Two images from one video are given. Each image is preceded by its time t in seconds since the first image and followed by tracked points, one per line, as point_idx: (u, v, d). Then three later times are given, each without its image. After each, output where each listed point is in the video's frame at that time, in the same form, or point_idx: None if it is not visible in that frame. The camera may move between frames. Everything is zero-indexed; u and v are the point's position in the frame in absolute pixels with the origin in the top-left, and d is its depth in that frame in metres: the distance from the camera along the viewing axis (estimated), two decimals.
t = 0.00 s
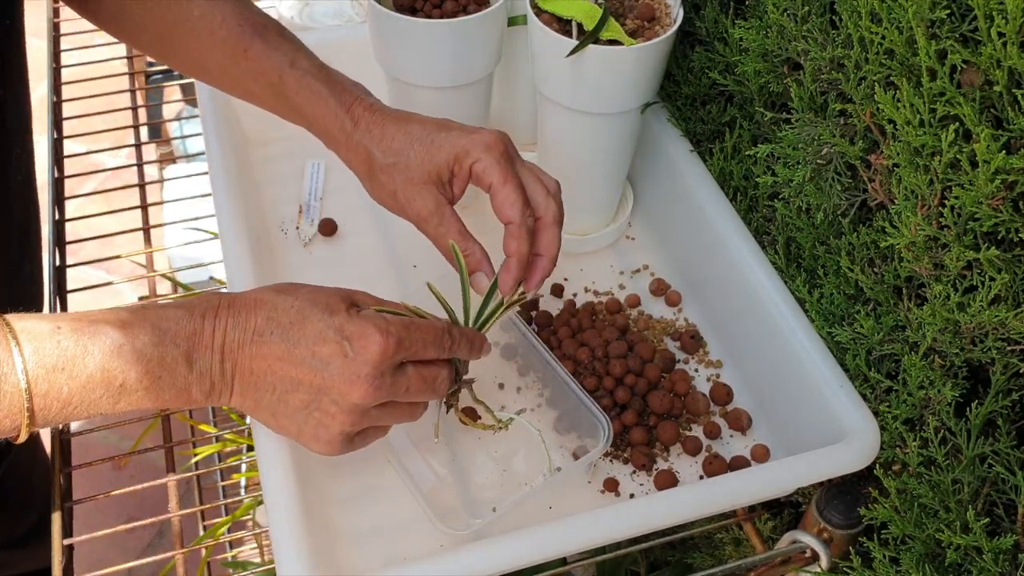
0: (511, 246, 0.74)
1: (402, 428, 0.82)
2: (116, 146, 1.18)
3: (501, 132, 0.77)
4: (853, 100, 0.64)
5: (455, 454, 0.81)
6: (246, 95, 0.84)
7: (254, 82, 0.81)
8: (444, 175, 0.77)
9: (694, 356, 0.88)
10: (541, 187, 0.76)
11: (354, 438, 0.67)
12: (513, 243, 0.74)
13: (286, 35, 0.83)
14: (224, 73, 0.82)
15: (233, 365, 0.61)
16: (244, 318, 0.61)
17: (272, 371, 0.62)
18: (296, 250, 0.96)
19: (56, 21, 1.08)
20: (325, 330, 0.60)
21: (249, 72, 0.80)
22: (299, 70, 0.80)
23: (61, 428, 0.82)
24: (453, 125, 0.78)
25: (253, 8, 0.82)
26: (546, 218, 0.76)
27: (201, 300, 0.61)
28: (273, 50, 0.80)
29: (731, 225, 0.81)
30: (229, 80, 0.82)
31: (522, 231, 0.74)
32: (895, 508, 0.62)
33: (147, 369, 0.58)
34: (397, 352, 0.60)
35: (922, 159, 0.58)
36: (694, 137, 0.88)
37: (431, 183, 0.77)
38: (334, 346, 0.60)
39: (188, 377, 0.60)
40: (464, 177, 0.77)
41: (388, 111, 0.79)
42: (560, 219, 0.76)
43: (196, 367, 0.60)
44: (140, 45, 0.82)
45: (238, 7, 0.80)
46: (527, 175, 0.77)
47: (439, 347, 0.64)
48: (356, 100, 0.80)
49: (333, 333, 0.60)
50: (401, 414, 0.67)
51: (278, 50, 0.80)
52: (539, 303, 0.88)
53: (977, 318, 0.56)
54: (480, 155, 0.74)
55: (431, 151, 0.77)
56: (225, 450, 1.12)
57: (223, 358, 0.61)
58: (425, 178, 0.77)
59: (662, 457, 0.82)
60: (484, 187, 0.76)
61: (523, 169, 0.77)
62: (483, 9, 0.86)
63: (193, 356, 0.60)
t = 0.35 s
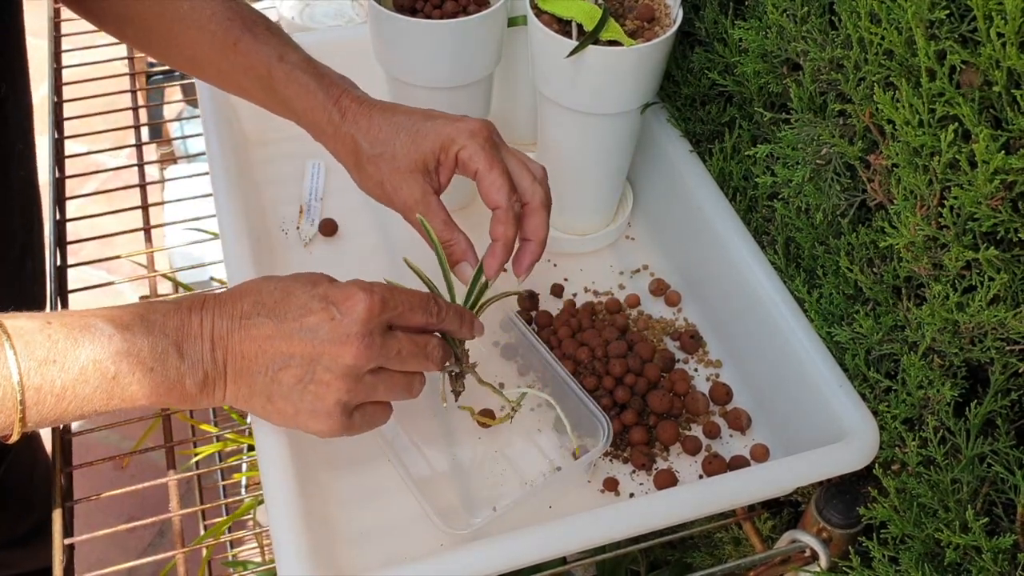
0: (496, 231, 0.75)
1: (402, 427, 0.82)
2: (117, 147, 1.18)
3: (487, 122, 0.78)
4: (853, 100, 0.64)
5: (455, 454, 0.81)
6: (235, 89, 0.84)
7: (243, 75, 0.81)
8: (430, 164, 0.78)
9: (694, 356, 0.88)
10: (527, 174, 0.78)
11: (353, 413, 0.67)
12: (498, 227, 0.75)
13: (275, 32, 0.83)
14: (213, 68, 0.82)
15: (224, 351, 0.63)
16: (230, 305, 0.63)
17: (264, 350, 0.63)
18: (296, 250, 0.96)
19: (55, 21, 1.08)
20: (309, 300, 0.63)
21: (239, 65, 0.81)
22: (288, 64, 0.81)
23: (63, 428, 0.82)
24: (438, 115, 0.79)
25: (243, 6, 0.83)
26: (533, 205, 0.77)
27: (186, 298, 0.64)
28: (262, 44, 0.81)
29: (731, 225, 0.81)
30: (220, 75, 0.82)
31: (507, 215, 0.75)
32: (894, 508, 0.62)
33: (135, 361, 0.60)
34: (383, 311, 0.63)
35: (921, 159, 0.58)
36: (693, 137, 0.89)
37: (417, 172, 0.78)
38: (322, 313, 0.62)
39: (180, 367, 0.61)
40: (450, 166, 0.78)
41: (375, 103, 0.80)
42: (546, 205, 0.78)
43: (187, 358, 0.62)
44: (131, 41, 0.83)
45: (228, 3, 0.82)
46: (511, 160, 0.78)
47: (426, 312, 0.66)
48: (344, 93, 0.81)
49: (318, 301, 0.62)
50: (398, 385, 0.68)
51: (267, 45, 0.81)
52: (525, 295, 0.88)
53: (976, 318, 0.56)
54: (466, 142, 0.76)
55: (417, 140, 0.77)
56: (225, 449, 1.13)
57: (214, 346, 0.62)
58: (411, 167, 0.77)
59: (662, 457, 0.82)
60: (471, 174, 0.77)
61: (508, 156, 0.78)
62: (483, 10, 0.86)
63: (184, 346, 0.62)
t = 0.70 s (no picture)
0: (491, 232, 0.76)
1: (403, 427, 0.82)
2: (117, 147, 1.18)
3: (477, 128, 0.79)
4: (853, 100, 0.64)
5: (455, 454, 0.81)
6: (231, 96, 0.84)
7: (238, 83, 0.82)
8: (421, 172, 0.78)
9: (694, 356, 0.88)
10: (517, 179, 0.78)
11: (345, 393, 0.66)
12: (492, 228, 0.75)
13: (272, 42, 0.84)
14: (208, 74, 0.82)
15: (217, 343, 0.63)
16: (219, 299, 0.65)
17: (255, 339, 0.64)
18: (297, 250, 0.96)
19: (55, 21, 1.08)
20: (294, 281, 0.65)
21: (234, 74, 0.81)
22: (283, 73, 0.81)
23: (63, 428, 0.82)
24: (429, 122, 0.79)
25: (239, 13, 0.83)
26: (522, 209, 0.77)
27: (179, 301, 0.65)
28: (259, 54, 0.81)
29: (731, 225, 0.81)
30: (214, 83, 0.83)
31: (502, 217, 0.75)
32: (894, 508, 0.62)
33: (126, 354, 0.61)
34: (367, 284, 0.66)
35: (921, 160, 0.58)
36: (693, 137, 0.89)
37: (409, 175, 0.78)
38: (308, 289, 0.64)
39: (173, 359, 0.62)
40: (441, 171, 0.78)
41: (368, 112, 0.81)
42: (535, 210, 0.78)
43: (179, 350, 0.62)
44: (127, 46, 0.83)
45: (225, 11, 0.82)
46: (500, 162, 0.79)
47: (411, 291, 0.68)
48: (337, 102, 0.81)
49: (303, 280, 0.65)
50: (392, 366, 0.67)
51: (263, 54, 0.81)
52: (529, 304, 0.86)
53: (976, 318, 0.56)
54: (456, 147, 0.76)
55: (408, 147, 0.78)
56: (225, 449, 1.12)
57: (206, 339, 0.63)
58: (402, 173, 0.78)
59: (662, 457, 0.82)
60: (462, 180, 0.77)
61: (499, 160, 0.79)
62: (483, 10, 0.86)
63: (176, 340, 0.63)
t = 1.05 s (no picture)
0: (491, 242, 0.75)
1: (404, 428, 0.82)
2: (117, 147, 1.18)
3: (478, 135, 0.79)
4: (853, 100, 0.64)
5: (455, 454, 0.81)
6: (232, 98, 0.84)
7: (240, 86, 0.81)
8: (422, 177, 0.78)
9: (694, 356, 0.88)
10: (515, 189, 0.78)
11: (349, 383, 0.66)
12: (494, 238, 0.75)
13: (274, 44, 0.83)
14: (209, 77, 0.81)
15: (218, 329, 0.63)
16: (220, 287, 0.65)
17: (254, 333, 0.64)
18: (296, 250, 0.96)
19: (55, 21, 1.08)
20: (300, 271, 0.65)
21: (236, 76, 0.80)
22: (286, 77, 0.81)
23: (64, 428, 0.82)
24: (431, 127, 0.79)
25: (242, 16, 0.83)
26: (518, 221, 0.77)
27: (178, 290, 0.65)
28: (261, 57, 0.81)
29: (731, 225, 0.81)
30: (217, 85, 0.82)
31: (503, 226, 0.75)
32: (894, 508, 0.62)
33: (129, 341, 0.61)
34: (372, 276, 0.66)
35: (921, 160, 0.58)
36: (693, 137, 0.89)
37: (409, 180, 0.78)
38: (314, 279, 0.65)
39: (174, 346, 0.62)
40: (442, 178, 0.78)
41: (369, 116, 0.81)
42: (530, 222, 0.78)
43: (180, 337, 0.62)
44: (128, 47, 0.82)
45: (227, 14, 0.81)
46: (499, 169, 0.79)
47: (416, 288, 0.68)
48: (339, 106, 0.81)
49: (309, 270, 0.65)
50: (396, 359, 0.67)
51: (265, 57, 0.81)
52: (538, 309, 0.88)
53: (976, 318, 0.56)
54: (457, 154, 0.76)
55: (410, 152, 0.78)
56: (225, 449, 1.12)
57: (208, 324, 0.63)
58: (403, 179, 0.78)
59: (662, 457, 0.82)
60: (463, 187, 0.77)
61: (498, 166, 0.78)
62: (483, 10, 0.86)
63: (178, 327, 0.63)
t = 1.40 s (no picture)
0: (505, 249, 0.75)
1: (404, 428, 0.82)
2: (117, 147, 1.18)
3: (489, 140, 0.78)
4: (853, 100, 0.64)
5: (455, 454, 0.81)
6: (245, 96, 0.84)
7: (252, 85, 0.81)
8: (432, 179, 0.78)
9: (694, 356, 0.88)
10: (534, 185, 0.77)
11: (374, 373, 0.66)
12: (508, 244, 0.75)
13: (285, 41, 0.83)
14: (223, 75, 0.82)
15: (244, 315, 0.64)
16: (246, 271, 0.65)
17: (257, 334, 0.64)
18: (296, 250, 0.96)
19: (55, 21, 1.08)
20: (332, 258, 0.66)
21: (248, 75, 0.81)
22: (297, 74, 0.81)
23: (63, 429, 0.81)
24: (443, 131, 0.78)
25: (253, 14, 0.83)
26: (542, 214, 0.77)
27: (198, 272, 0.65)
28: (272, 54, 0.80)
29: (731, 225, 0.81)
30: (229, 83, 0.82)
31: (515, 233, 0.75)
32: (894, 508, 0.62)
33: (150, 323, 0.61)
34: (403, 269, 0.66)
35: (921, 159, 0.58)
36: (693, 137, 0.89)
37: (417, 182, 0.78)
38: (348, 268, 0.65)
39: (184, 335, 0.62)
40: (452, 181, 0.78)
41: (383, 114, 0.80)
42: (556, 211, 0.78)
43: (204, 320, 0.63)
44: (140, 47, 0.82)
45: (238, 13, 0.81)
46: (513, 172, 0.78)
47: (444, 282, 0.69)
48: (353, 103, 0.81)
49: (342, 258, 0.66)
50: (420, 352, 0.68)
51: (276, 55, 0.81)
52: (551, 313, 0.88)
53: (976, 318, 0.56)
54: (468, 161, 0.76)
55: (420, 156, 0.77)
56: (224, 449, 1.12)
57: (233, 308, 0.63)
58: (413, 182, 0.78)
59: (662, 457, 0.82)
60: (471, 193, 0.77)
61: (511, 170, 0.78)
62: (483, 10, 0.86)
63: (201, 311, 0.63)
